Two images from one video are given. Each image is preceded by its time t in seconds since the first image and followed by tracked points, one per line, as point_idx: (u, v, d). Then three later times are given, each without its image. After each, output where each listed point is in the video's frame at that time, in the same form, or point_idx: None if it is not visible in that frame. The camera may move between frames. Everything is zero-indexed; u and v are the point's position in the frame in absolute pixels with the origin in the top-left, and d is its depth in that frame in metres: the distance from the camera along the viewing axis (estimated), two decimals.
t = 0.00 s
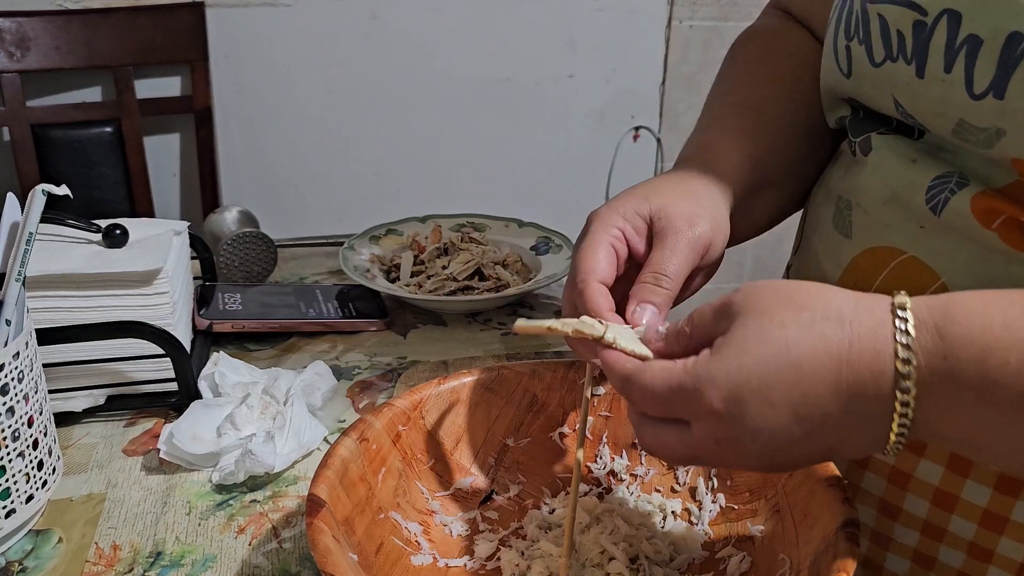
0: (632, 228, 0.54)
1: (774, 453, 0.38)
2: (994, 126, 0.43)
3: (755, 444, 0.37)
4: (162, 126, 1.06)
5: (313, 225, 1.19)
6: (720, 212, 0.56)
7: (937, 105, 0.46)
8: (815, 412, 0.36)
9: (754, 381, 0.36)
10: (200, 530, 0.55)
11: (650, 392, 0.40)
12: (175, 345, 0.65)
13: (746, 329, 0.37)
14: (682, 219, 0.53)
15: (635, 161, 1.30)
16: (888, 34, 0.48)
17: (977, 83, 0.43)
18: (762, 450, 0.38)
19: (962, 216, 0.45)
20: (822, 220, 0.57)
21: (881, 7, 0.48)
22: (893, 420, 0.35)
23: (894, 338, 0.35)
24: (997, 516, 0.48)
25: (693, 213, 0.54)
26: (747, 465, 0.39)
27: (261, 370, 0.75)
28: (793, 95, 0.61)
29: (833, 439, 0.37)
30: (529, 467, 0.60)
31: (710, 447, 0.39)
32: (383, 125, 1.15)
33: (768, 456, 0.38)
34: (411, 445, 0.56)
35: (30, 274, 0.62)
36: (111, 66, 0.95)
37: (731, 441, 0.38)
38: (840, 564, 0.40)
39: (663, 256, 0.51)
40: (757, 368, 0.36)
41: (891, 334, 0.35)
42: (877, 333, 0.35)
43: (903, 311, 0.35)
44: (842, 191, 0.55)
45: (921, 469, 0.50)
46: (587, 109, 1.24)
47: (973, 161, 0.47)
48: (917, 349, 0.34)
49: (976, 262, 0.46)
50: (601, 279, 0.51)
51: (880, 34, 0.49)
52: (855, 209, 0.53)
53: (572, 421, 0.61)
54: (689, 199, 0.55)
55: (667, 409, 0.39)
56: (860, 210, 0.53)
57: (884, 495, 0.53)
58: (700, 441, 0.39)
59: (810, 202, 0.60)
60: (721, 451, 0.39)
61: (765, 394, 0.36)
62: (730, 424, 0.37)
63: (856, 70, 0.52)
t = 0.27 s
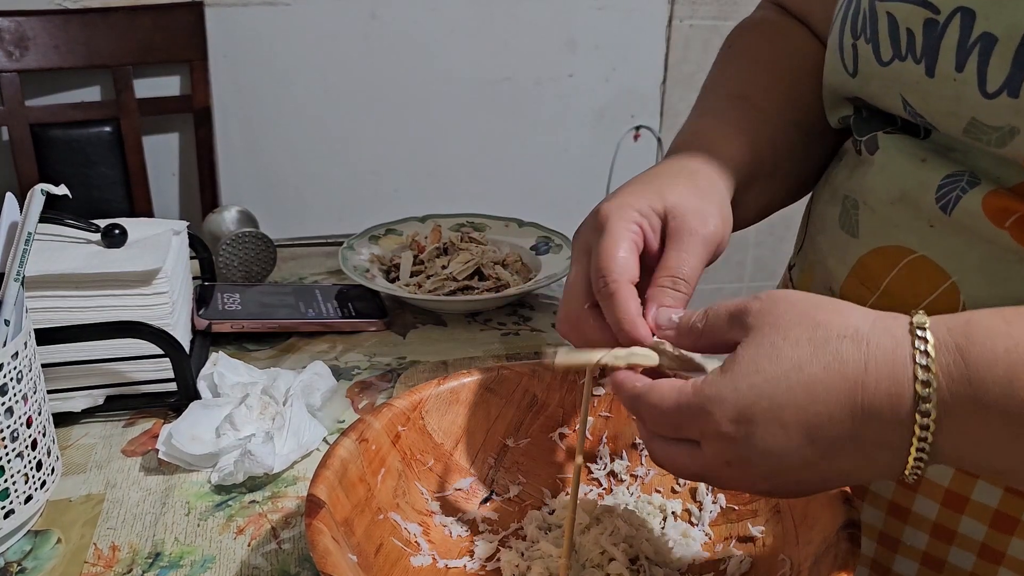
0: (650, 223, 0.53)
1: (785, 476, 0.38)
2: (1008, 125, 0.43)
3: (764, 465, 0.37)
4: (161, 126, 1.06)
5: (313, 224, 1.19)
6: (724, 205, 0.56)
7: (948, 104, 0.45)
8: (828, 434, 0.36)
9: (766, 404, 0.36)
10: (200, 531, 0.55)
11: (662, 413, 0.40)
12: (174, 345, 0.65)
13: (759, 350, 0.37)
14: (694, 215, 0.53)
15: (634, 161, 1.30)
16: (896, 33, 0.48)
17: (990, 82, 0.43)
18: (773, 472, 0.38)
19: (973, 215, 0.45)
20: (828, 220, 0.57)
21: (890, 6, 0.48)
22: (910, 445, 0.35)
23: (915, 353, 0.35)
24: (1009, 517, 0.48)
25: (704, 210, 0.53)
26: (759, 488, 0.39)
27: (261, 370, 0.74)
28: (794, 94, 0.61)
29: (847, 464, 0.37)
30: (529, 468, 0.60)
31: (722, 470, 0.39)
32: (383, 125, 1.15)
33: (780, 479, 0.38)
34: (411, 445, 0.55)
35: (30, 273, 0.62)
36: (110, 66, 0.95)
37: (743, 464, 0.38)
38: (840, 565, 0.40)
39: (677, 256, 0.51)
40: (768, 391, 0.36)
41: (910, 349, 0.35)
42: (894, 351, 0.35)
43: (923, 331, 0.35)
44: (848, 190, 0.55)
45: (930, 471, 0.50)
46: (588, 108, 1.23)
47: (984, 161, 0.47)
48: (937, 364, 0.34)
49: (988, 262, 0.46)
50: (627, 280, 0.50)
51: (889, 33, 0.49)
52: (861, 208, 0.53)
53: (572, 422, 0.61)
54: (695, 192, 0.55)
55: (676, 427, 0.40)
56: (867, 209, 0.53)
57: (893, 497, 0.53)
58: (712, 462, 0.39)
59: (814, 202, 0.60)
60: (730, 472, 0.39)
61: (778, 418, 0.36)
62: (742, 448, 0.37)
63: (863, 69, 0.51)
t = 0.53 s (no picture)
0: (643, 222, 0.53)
1: (796, 486, 0.40)
2: (1011, 124, 0.43)
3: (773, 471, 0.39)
4: (161, 126, 1.06)
5: (312, 224, 1.19)
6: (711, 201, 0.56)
7: (950, 103, 0.45)
8: (833, 445, 0.37)
9: (772, 434, 0.37)
10: (200, 531, 0.55)
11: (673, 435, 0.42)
12: (174, 345, 0.65)
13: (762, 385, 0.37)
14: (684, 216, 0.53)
15: (634, 161, 1.30)
16: (897, 31, 0.48)
17: (993, 81, 0.43)
18: (784, 484, 0.40)
19: (975, 214, 0.46)
20: (827, 218, 0.57)
21: (892, 4, 0.48)
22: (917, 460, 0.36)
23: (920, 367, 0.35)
24: (1009, 513, 0.48)
25: (693, 209, 0.54)
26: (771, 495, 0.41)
27: (261, 370, 0.74)
28: (793, 94, 0.61)
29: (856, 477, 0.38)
30: (529, 468, 0.60)
31: (735, 483, 0.41)
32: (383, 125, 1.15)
33: (791, 489, 0.40)
34: (411, 445, 0.55)
35: (30, 273, 0.62)
36: (110, 66, 0.95)
37: (754, 479, 0.40)
38: (841, 564, 0.40)
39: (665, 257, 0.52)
40: (773, 424, 0.37)
41: (917, 372, 0.35)
42: (900, 378, 0.35)
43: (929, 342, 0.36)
44: (846, 188, 0.55)
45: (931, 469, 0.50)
46: (588, 108, 1.23)
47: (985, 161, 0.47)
48: (944, 373, 0.35)
49: (990, 259, 0.46)
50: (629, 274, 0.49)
51: (889, 31, 0.49)
52: (861, 206, 0.53)
53: (572, 422, 0.61)
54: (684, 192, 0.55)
55: (686, 437, 0.41)
56: (866, 207, 0.53)
57: (894, 495, 0.53)
58: (725, 476, 0.41)
59: (812, 200, 0.60)
60: (741, 476, 0.40)
61: (784, 445, 0.37)
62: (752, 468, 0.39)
63: (863, 67, 0.51)
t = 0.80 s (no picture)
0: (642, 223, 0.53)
1: (802, 490, 0.40)
2: (1013, 122, 0.43)
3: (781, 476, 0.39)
4: (161, 126, 1.06)
5: (312, 224, 1.19)
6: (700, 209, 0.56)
7: (952, 101, 0.45)
8: (840, 446, 0.36)
9: (776, 434, 0.37)
10: (200, 531, 0.55)
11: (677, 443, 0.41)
12: (174, 345, 0.65)
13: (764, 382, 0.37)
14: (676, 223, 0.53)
15: (634, 161, 1.30)
16: (898, 29, 0.48)
17: (996, 79, 0.43)
18: (790, 488, 0.39)
19: (976, 212, 0.46)
20: (825, 218, 0.57)
21: (893, 2, 0.48)
22: (921, 456, 0.36)
23: (922, 363, 0.35)
24: (1010, 512, 0.48)
25: (682, 217, 0.54)
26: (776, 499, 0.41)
27: (261, 370, 0.74)
28: (793, 94, 0.61)
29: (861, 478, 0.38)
30: (529, 468, 0.60)
31: (741, 487, 0.41)
32: (383, 124, 1.15)
33: (796, 492, 0.40)
34: (411, 445, 0.55)
35: (30, 273, 0.62)
36: (110, 66, 0.95)
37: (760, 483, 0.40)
38: (840, 564, 0.40)
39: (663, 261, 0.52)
40: (778, 424, 0.37)
41: (919, 367, 0.35)
42: (902, 373, 0.35)
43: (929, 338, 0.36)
44: (845, 187, 0.55)
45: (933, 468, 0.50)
46: (588, 108, 1.23)
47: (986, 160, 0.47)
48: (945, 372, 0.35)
49: (992, 258, 0.46)
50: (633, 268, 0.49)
51: (890, 30, 0.49)
52: (860, 205, 0.53)
53: (572, 422, 0.61)
54: (672, 200, 0.55)
55: (691, 446, 0.41)
56: (865, 206, 0.53)
57: (895, 494, 0.53)
58: (730, 481, 0.41)
59: (810, 200, 0.60)
60: (749, 483, 0.40)
61: (789, 445, 0.37)
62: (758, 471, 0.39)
63: (863, 65, 0.51)
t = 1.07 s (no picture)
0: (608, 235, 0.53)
1: (802, 475, 0.37)
2: (1017, 121, 0.43)
3: (785, 463, 0.37)
4: (161, 126, 1.06)
5: (312, 224, 1.19)
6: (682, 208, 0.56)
7: (955, 100, 0.45)
8: (849, 430, 0.35)
9: (788, 398, 0.35)
10: (201, 531, 0.55)
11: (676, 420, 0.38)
12: (174, 345, 0.65)
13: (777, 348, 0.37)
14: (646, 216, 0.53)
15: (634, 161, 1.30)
16: (901, 28, 0.48)
17: (1001, 78, 0.43)
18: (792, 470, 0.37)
19: (979, 212, 0.46)
20: (826, 218, 0.56)
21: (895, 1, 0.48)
22: (926, 446, 0.36)
23: (932, 352, 0.35)
24: (1013, 512, 0.48)
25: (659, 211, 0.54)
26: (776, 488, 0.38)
27: (261, 370, 0.74)
28: (793, 94, 0.61)
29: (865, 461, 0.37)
30: (530, 468, 0.60)
31: (739, 471, 0.38)
32: (384, 124, 1.15)
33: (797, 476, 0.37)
34: (411, 445, 0.55)
35: (30, 274, 0.62)
36: (110, 66, 0.95)
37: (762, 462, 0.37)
38: (841, 564, 0.40)
39: (639, 255, 0.50)
40: (790, 386, 0.35)
41: (929, 349, 0.35)
42: (912, 348, 0.35)
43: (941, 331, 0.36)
44: (846, 187, 0.55)
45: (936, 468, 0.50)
46: (588, 108, 1.23)
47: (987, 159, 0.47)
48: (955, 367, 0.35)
49: (995, 257, 0.46)
50: (585, 283, 0.50)
51: (892, 28, 0.48)
52: (862, 205, 0.53)
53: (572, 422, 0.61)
54: (651, 198, 0.55)
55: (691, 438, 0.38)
56: (867, 206, 0.52)
57: (898, 495, 0.53)
58: (728, 462, 0.38)
59: (810, 200, 0.60)
60: (748, 472, 0.38)
61: (799, 412, 0.35)
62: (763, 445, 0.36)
63: (864, 64, 0.51)
